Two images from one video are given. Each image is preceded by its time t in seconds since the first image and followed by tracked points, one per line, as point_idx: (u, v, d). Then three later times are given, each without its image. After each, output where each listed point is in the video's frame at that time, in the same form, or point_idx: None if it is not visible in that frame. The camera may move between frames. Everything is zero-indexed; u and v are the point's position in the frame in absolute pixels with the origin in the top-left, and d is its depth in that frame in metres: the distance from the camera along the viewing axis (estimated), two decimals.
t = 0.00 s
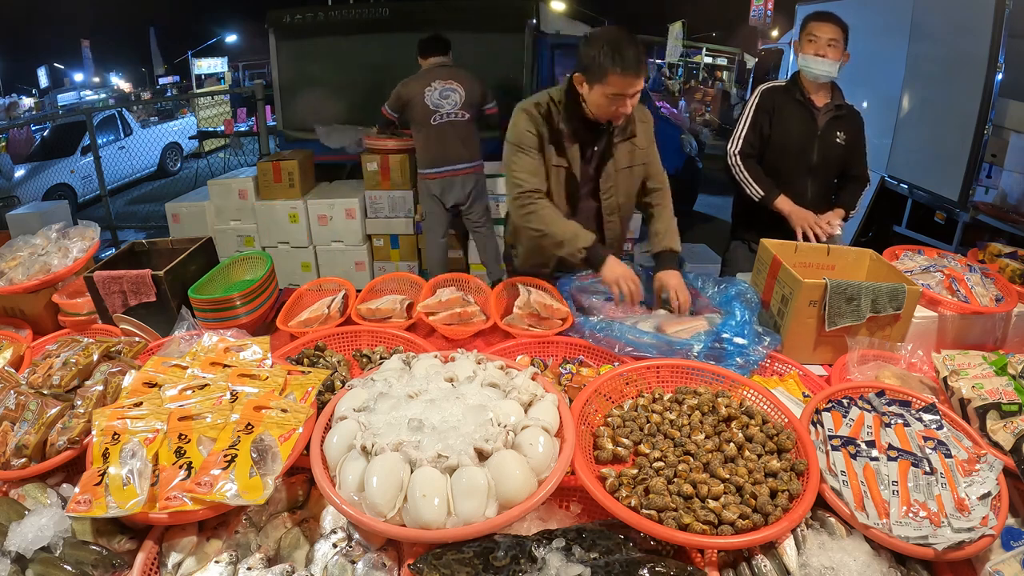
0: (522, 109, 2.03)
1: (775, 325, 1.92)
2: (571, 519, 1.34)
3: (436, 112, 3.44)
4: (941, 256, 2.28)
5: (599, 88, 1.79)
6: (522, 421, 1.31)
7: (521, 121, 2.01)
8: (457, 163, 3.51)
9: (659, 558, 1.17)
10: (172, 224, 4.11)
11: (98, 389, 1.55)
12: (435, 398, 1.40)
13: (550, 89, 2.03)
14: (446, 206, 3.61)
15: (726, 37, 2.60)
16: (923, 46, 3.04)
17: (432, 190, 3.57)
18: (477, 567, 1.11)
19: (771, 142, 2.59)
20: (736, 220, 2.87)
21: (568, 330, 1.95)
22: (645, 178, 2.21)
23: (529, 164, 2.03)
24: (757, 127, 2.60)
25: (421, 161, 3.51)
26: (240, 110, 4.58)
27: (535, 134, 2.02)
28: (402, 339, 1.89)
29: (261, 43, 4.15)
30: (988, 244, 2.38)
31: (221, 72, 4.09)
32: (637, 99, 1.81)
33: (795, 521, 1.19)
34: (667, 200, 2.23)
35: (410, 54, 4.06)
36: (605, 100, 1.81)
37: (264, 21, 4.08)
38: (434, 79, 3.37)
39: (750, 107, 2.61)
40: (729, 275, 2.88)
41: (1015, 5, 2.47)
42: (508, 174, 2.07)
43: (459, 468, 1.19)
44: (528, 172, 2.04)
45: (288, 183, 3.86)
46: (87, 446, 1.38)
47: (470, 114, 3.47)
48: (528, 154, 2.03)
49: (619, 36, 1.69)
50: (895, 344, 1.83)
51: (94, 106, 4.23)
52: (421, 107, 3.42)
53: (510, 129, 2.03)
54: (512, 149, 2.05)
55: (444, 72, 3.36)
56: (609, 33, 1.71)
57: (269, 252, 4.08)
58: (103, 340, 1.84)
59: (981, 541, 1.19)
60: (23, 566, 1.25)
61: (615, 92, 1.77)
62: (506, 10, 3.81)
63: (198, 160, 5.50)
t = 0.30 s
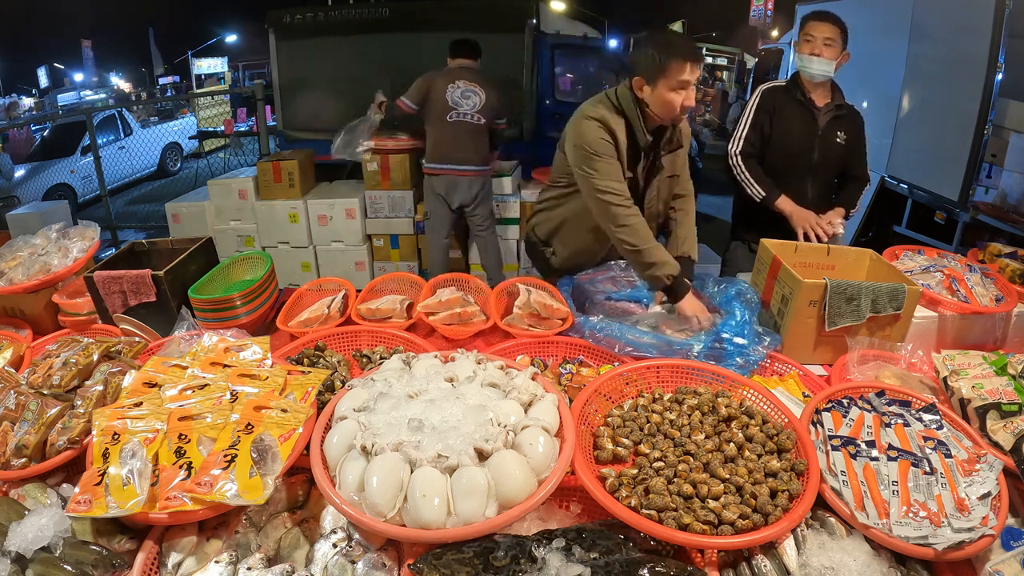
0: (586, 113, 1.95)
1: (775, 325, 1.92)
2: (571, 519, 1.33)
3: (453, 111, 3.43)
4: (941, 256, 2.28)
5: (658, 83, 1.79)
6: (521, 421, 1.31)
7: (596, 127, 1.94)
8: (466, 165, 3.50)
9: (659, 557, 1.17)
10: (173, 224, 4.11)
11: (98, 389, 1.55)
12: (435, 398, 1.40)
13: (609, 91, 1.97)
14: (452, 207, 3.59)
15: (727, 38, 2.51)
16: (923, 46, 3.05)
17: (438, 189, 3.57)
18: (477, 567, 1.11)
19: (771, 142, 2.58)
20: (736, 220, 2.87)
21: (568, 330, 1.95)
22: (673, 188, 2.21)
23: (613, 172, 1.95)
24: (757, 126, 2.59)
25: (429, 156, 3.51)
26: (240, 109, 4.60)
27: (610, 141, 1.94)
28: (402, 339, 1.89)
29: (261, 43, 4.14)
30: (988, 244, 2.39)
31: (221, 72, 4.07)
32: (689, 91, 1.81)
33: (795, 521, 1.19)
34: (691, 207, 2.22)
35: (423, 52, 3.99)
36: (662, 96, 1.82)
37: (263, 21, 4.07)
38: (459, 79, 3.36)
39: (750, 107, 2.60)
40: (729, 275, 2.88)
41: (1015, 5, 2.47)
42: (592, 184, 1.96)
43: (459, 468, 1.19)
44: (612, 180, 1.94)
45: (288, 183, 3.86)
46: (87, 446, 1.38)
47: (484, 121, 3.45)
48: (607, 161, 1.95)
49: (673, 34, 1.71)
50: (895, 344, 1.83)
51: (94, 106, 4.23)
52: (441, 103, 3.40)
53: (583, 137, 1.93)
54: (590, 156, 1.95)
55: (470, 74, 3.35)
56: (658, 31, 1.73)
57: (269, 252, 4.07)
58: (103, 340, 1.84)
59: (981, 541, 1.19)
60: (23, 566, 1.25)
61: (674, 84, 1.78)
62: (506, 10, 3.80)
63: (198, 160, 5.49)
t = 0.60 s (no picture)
0: (572, 99, 2.05)
1: (775, 325, 1.92)
2: (571, 519, 1.34)
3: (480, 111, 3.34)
4: (941, 255, 2.28)
5: (628, 68, 1.85)
6: (522, 421, 1.31)
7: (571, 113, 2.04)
8: (487, 166, 3.47)
9: (659, 558, 1.17)
10: (173, 224, 4.11)
11: (98, 389, 1.55)
12: (435, 397, 1.40)
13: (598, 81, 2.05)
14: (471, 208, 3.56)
15: (726, 36, 2.49)
16: (923, 46, 3.04)
17: (458, 190, 3.51)
18: (477, 567, 1.11)
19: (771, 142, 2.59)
20: (737, 220, 2.87)
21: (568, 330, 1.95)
22: (678, 187, 2.20)
23: (576, 155, 2.04)
24: (757, 126, 2.60)
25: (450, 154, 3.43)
26: (240, 110, 4.58)
27: (584, 127, 2.03)
28: (402, 339, 1.89)
29: (261, 43, 4.15)
30: (988, 244, 2.39)
31: (222, 72, 4.05)
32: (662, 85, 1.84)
33: (795, 521, 1.19)
34: (695, 209, 2.21)
35: (435, 47, 3.97)
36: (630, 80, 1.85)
37: (263, 21, 4.08)
38: (487, 79, 3.27)
39: (750, 106, 2.61)
40: (729, 276, 2.89)
41: (1015, 5, 2.47)
42: (553, 163, 2.07)
43: (459, 468, 1.19)
44: (573, 161, 2.04)
45: (288, 183, 3.86)
46: (87, 446, 1.38)
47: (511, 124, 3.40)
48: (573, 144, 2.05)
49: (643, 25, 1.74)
50: (895, 344, 1.83)
51: (94, 106, 4.22)
52: (470, 103, 3.29)
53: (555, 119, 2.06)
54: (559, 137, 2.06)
55: (496, 75, 3.28)
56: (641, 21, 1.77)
57: (269, 251, 4.07)
58: (103, 340, 1.84)
59: (981, 541, 1.19)
60: (23, 566, 1.25)
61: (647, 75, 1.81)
62: (506, 10, 3.77)
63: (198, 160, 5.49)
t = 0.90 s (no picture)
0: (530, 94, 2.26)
1: (775, 325, 1.92)
2: (571, 519, 1.34)
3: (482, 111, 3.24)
4: (941, 255, 2.28)
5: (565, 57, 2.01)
6: (522, 421, 1.31)
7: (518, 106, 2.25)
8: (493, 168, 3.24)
9: (659, 557, 1.17)
10: (173, 224, 4.10)
11: (98, 389, 1.55)
12: (435, 398, 1.40)
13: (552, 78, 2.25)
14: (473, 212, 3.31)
15: (725, 37, 2.25)
16: (923, 45, 3.04)
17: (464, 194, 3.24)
18: (477, 567, 1.11)
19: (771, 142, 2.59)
20: (737, 220, 2.88)
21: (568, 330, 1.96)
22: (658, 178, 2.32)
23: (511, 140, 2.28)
24: (758, 126, 2.61)
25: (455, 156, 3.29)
26: (240, 110, 4.58)
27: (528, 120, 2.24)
28: (402, 339, 1.89)
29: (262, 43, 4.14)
30: (988, 244, 2.39)
31: (221, 73, 3.68)
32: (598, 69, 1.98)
33: (795, 521, 1.19)
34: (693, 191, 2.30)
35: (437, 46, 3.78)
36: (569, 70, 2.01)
37: (264, 21, 3.91)
38: (487, 78, 3.20)
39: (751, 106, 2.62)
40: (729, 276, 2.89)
41: (1015, 6, 2.48)
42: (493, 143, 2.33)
43: (459, 468, 1.19)
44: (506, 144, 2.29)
45: (288, 183, 3.86)
46: (87, 445, 1.38)
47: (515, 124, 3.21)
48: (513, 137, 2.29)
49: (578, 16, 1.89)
50: (895, 344, 1.83)
51: (94, 106, 4.22)
52: (469, 103, 3.21)
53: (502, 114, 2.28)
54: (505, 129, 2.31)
55: (497, 73, 3.18)
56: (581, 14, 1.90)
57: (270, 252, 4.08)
58: (103, 340, 1.84)
59: (981, 541, 1.19)
60: (23, 566, 1.25)
61: (577, 61, 1.97)
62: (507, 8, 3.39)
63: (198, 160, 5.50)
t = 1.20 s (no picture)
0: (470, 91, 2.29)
1: (775, 325, 1.92)
2: (571, 519, 1.34)
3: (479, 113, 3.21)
4: (941, 255, 2.28)
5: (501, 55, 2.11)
6: (522, 421, 1.31)
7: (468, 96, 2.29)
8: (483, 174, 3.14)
9: (659, 557, 1.17)
10: (173, 223, 4.12)
11: (98, 389, 1.55)
12: (435, 398, 1.40)
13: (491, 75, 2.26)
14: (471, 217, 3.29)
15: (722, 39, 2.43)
16: (923, 45, 2.86)
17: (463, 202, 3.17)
18: (477, 567, 1.11)
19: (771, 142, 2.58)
20: (737, 219, 2.87)
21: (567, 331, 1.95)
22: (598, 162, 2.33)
23: (450, 138, 2.31)
24: (757, 126, 2.59)
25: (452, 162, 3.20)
26: (240, 111, 4.49)
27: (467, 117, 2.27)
28: (402, 339, 1.90)
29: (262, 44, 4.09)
30: (988, 244, 2.39)
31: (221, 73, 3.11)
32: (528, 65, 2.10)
33: (795, 521, 1.20)
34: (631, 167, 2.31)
35: (439, 50, 2.81)
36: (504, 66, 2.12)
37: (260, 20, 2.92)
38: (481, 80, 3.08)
39: (750, 106, 2.57)
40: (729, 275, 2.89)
41: (1015, 6, 2.54)
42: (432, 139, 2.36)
43: (459, 468, 1.19)
44: (447, 142, 2.31)
45: (288, 183, 3.84)
46: (87, 445, 1.38)
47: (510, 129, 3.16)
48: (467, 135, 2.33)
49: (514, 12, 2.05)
50: (895, 344, 1.83)
51: (94, 106, 4.21)
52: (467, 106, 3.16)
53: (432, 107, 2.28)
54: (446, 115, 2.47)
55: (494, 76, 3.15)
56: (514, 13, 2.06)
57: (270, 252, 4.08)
58: (104, 340, 1.84)
59: (981, 541, 1.19)
60: (22, 566, 1.25)
61: (506, 56, 2.08)
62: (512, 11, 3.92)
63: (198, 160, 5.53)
